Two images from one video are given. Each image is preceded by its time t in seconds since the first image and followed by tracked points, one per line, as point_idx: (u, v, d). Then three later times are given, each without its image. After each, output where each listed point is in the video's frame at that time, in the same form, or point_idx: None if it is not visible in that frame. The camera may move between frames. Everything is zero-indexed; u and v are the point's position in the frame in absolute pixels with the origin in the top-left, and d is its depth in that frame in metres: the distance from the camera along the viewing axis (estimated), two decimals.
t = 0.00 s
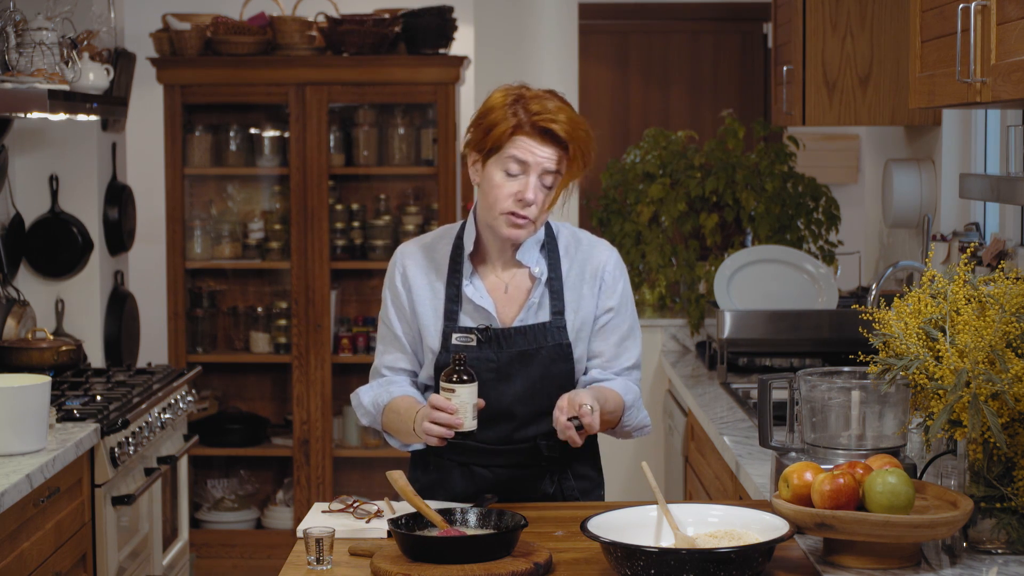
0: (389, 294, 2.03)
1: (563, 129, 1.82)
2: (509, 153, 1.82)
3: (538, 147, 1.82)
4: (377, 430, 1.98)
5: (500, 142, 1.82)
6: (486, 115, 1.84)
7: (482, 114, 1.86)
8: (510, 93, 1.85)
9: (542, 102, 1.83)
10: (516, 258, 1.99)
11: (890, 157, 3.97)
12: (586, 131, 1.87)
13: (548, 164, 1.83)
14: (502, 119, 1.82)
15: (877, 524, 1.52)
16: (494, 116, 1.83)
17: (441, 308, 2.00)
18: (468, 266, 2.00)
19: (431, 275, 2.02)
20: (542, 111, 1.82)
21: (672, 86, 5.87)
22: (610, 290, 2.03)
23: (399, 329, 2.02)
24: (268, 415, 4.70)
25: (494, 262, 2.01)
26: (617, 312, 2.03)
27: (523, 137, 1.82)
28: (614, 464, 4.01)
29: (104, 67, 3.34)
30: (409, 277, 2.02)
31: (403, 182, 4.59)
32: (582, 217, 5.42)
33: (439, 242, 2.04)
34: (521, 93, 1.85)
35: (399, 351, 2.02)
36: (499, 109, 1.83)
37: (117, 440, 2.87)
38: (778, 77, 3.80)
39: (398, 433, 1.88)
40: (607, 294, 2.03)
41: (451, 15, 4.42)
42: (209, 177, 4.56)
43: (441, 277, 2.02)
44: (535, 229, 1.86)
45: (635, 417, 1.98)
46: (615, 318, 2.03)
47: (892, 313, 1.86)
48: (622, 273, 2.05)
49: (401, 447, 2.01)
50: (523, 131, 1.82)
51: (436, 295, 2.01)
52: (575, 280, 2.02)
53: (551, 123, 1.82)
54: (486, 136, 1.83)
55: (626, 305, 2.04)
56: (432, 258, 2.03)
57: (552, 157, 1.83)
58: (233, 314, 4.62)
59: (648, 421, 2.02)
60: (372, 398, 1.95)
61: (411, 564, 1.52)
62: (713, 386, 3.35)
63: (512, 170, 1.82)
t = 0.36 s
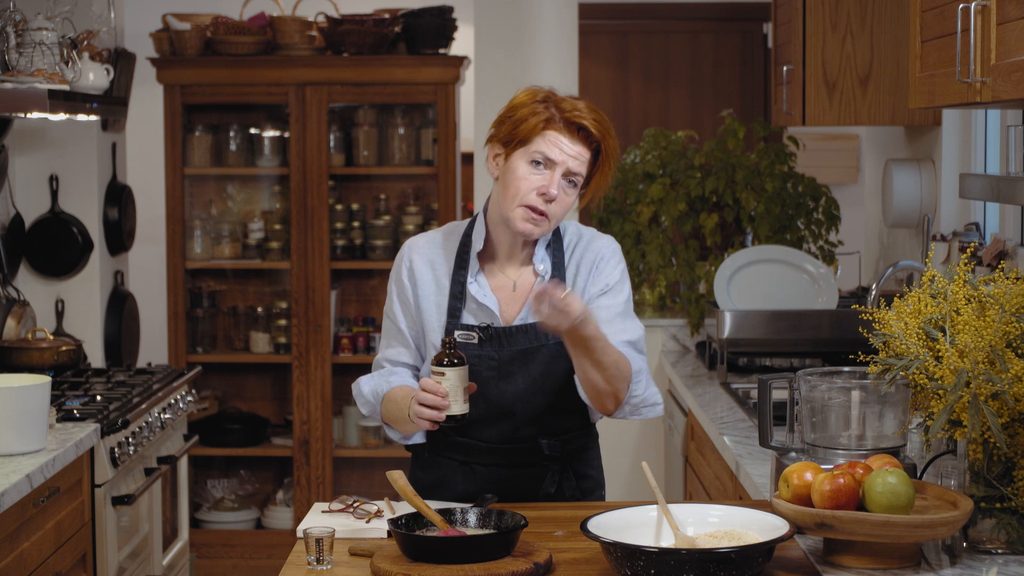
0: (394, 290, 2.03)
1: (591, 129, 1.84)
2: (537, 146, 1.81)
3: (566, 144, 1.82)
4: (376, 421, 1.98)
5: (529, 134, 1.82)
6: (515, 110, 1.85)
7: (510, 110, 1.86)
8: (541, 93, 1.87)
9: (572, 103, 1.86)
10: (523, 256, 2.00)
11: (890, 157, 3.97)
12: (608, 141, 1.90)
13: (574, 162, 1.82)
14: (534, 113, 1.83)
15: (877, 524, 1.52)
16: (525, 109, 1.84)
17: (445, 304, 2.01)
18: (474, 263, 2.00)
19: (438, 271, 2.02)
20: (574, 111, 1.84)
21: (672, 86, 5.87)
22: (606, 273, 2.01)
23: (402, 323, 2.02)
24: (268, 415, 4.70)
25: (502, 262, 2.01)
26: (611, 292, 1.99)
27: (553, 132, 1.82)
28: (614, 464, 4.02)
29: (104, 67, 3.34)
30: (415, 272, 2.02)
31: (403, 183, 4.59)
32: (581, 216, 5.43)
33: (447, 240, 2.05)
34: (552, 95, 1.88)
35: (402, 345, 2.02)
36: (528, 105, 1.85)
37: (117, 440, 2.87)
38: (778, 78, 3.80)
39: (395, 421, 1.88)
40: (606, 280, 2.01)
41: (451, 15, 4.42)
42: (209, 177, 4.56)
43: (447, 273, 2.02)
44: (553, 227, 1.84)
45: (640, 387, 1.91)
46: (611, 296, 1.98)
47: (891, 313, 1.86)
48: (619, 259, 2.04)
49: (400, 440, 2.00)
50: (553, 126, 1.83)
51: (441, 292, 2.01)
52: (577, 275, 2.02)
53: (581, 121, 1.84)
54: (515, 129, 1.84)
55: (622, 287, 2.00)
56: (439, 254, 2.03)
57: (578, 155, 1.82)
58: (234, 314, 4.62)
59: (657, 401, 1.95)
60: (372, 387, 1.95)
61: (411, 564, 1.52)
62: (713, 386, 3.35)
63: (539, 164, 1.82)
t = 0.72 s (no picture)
0: (398, 290, 2.03)
1: (571, 143, 1.79)
2: (516, 167, 1.80)
3: (546, 162, 1.79)
4: (374, 418, 1.97)
5: (508, 155, 1.80)
6: (498, 126, 1.83)
7: (495, 123, 1.84)
8: (523, 103, 1.82)
9: (552, 115, 1.80)
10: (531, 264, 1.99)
11: (890, 157, 3.97)
12: (598, 144, 1.84)
13: (557, 180, 1.80)
14: (511, 133, 1.80)
15: (877, 524, 1.52)
16: (506, 126, 1.81)
17: (448, 306, 2.00)
18: (478, 267, 1.99)
19: (441, 273, 2.02)
20: (552, 125, 1.79)
21: (672, 86, 5.87)
22: (622, 299, 2.00)
23: (405, 324, 2.02)
24: (268, 415, 4.70)
25: (508, 268, 2.00)
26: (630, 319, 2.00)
27: (531, 151, 1.79)
28: (614, 464, 4.02)
29: (103, 67, 3.34)
30: (418, 273, 2.02)
31: (403, 182, 4.60)
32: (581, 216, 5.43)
33: (451, 241, 2.04)
34: (535, 104, 1.82)
35: (404, 346, 2.02)
36: (510, 121, 1.81)
37: (117, 440, 2.87)
38: (778, 77, 3.80)
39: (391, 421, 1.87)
40: (619, 302, 2.00)
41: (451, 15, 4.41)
42: (210, 177, 4.56)
43: (451, 276, 2.01)
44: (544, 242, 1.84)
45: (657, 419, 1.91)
46: (629, 323, 1.99)
47: (892, 313, 1.86)
48: (633, 280, 2.02)
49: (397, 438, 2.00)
50: (530, 146, 1.79)
51: (445, 294, 2.01)
52: (586, 286, 2.00)
53: (558, 137, 1.78)
54: (497, 148, 1.82)
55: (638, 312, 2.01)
56: (443, 256, 2.03)
57: (559, 173, 1.79)
58: (234, 314, 4.62)
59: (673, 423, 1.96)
60: (372, 385, 1.95)
61: (411, 564, 1.52)
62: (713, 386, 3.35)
63: (519, 184, 1.80)
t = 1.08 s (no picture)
0: (401, 291, 2.02)
1: (571, 145, 1.78)
2: (516, 168, 1.80)
3: (545, 163, 1.79)
4: (379, 420, 1.98)
5: (507, 155, 1.80)
6: (500, 126, 1.83)
7: (497, 123, 1.84)
8: (525, 104, 1.82)
9: (553, 117, 1.80)
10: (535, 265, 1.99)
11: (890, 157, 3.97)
12: (599, 147, 1.83)
13: (555, 181, 1.79)
14: (511, 134, 1.80)
15: (877, 524, 1.52)
16: (506, 127, 1.81)
17: (453, 308, 1.99)
18: (483, 268, 1.99)
19: (445, 275, 2.01)
20: (552, 127, 1.79)
21: (672, 86, 5.87)
22: (631, 304, 2.02)
23: (409, 326, 2.01)
24: (268, 415, 4.71)
25: (513, 269, 2.01)
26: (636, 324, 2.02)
27: (530, 152, 1.79)
28: (614, 464, 4.02)
29: (104, 67, 3.34)
30: (422, 274, 2.01)
31: (404, 182, 4.60)
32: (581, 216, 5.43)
33: (455, 241, 2.03)
34: (537, 105, 1.82)
35: (408, 348, 2.01)
36: (511, 121, 1.81)
37: (117, 440, 2.87)
38: (778, 78, 3.80)
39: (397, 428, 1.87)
40: (623, 303, 2.02)
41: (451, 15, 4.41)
42: (210, 177, 4.57)
43: (455, 278, 2.00)
44: (543, 244, 1.84)
45: (657, 417, 2.00)
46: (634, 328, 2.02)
47: (891, 313, 1.86)
48: (638, 285, 2.03)
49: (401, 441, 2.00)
50: (529, 147, 1.79)
51: (449, 295, 2.00)
52: (591, 287, 2.00)
53: (558, 139, 1.77)
54: (497, 148, 1.82)
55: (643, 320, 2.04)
56: (447, 257, 2.02)
57: (559, 175, 1.79)
58: (234, 314, 4.62)
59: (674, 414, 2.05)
60: (377, 388, 1.96)
61: (411, 563, 1.52)
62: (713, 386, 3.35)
63: (519, 185, 1.80)
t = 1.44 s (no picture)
0: (403, 287, 2.02)
1: (572, 145, 1.78)
2: (518, 167, 1.80)
3: (547, 162, 1.79)
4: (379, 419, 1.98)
5: (509, 155, 1.80)
6: (501, 125, 1.83)
7: (498, 122, 1.84)
8: (526, 103, 1.82)
9: (554, 116, 1.79)
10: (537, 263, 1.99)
11: (890, 157, 3.97)
12: (600, 145, 1.83)
13: (557, 180, 1.79)
14: (513, 133, 1.80)
15: (877, 524, 1.52)
16: (508, 126, 1.81)
17: (454, 305, 1.99)
18: (484, 266, 1.99)
19: (448, 271, 2.01)
20: (553, 126, 1.78)
21: (672, 86, 5.87)
22: (624, 303, 2.01)
23: (411, 323, 2.01)
24: (267, 415, 4.71)
25: (514, 267, 2.01)
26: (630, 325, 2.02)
27: (532, 152, 1.79)
28: (614, 464, 4.02)
29: (104, 67, 3.34)
30: (424, 271, 2.01)
31: (404, 182, 4.60)
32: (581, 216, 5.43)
33: (458, 238, 2.03)
34: (538, 104, 1.82)
35: (410, 345, 2.01)
36: (512, 120, 1.81)
37: (117, 440, 2.87)
38: (778, 77, 3.80)
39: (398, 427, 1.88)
40: (622, 305, 2.01)
41: (451, 15, 4.41)
42: (209, 177, 4.57)
43: (456, 274, 2.00)
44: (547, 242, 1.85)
45: (642, 422, 1.96)
46: (629, 328, 2.01)
47: (891, 313, 1.86)
48: (637, 285, 2.03)
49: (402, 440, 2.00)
50: (531, 146, 1.79)
51: (451, 292, 1.99)
52: (591, 286, 2.00)
53: (559, 139, 1.77)
54: (499, 147, 1.82)
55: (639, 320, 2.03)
56: (449, 254, 2.02)
57: (560, 173, 1.79)
58: (234, 314, 4.62)
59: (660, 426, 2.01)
60: (377, 387, 1.95)
61: (411, 563, 1.52)
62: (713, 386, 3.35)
63: (521, 184, 1.80)
